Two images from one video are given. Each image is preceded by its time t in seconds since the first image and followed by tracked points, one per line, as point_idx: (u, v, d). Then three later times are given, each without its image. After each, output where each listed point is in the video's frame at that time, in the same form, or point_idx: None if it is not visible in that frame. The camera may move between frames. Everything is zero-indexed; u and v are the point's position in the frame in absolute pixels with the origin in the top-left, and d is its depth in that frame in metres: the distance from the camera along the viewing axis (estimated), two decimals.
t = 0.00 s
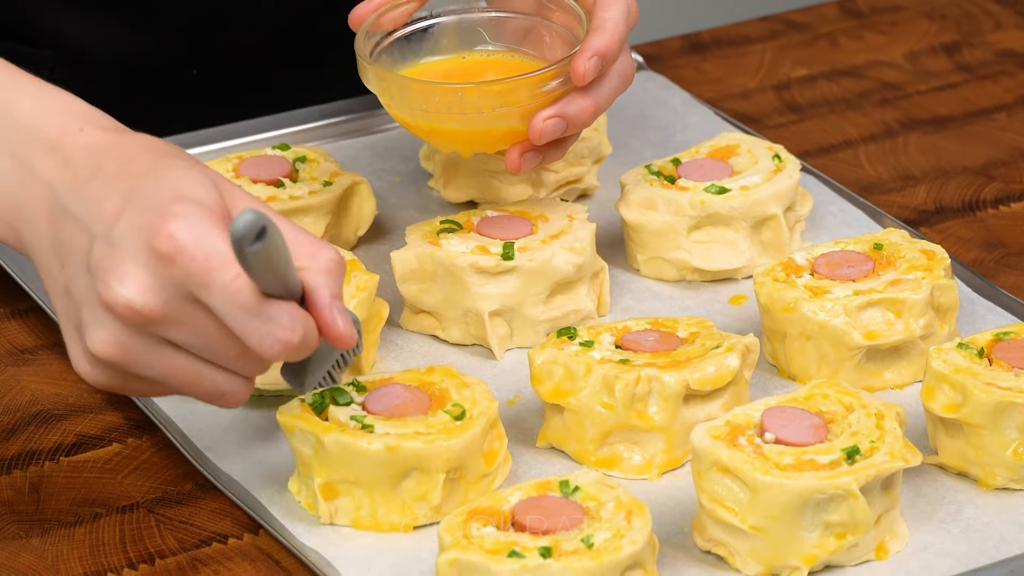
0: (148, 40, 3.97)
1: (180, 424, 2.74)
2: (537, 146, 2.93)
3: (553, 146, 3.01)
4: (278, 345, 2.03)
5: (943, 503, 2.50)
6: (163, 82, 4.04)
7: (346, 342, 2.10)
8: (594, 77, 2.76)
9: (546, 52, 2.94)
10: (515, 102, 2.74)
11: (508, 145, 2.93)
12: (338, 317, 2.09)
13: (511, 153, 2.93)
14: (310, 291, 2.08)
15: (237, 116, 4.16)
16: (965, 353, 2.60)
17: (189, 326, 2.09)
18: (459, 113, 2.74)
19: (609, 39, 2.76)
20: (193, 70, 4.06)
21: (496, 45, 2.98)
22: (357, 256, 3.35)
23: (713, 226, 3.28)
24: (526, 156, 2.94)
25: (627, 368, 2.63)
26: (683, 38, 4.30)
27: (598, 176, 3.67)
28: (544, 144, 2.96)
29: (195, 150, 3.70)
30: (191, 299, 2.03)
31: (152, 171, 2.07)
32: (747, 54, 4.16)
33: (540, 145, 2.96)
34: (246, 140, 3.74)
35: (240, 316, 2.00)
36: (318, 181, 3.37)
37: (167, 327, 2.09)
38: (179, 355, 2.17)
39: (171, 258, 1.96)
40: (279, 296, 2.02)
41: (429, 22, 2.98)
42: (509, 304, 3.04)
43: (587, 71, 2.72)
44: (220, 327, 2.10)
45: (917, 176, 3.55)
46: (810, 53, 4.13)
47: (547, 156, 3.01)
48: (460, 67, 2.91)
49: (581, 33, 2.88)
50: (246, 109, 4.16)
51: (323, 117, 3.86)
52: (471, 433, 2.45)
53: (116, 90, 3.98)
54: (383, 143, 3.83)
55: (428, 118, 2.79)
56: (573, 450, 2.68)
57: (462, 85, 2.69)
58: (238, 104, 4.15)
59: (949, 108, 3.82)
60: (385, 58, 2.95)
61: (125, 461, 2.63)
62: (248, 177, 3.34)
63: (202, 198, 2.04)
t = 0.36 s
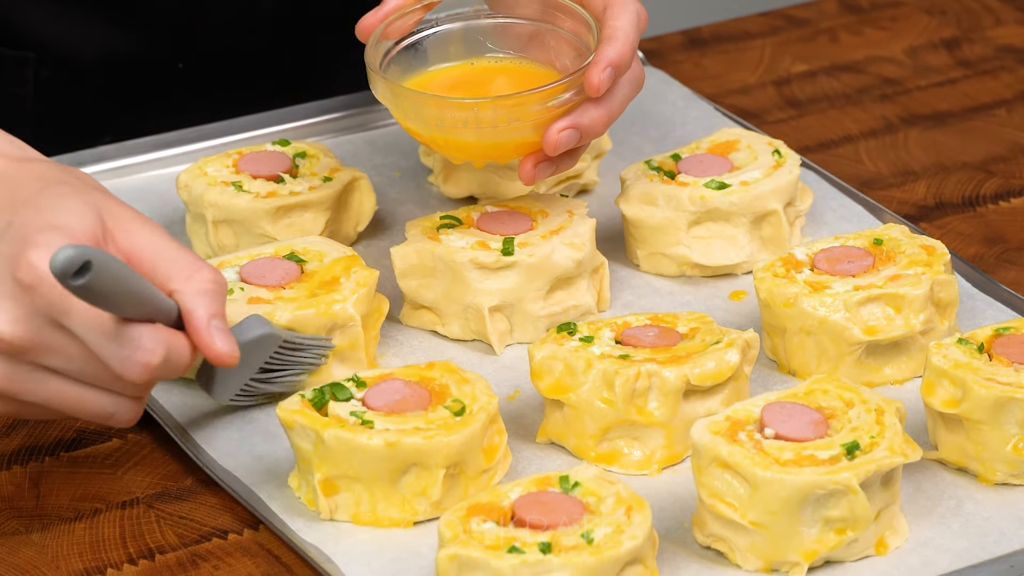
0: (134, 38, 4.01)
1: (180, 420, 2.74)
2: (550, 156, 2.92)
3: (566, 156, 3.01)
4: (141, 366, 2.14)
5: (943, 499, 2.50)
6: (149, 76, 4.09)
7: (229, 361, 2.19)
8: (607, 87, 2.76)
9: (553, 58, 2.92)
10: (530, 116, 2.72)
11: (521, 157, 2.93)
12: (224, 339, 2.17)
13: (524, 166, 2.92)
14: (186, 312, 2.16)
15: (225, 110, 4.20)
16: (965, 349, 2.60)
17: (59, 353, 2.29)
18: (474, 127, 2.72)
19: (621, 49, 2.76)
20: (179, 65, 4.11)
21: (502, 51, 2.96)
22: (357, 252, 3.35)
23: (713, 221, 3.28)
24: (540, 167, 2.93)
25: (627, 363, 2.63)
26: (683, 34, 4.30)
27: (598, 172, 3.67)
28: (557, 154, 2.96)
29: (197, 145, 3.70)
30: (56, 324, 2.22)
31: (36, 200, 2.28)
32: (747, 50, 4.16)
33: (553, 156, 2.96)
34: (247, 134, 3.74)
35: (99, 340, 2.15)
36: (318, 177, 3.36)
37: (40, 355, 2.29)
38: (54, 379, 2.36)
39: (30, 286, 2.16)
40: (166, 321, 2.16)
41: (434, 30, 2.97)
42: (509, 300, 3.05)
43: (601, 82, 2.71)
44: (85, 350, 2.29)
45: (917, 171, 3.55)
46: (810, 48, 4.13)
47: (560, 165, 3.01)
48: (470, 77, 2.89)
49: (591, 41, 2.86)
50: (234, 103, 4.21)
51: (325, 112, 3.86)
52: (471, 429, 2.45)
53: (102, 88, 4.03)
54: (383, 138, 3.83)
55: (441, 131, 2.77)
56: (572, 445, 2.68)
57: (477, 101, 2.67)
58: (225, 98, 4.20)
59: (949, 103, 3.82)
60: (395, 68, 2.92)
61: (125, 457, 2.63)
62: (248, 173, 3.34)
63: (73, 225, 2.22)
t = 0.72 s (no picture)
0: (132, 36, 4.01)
1: (180, 415, 2.74)
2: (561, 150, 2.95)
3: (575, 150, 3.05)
4: (46, 331, 2.28)
5: (943, 494, 2.50)
6: (147, 74, 4.09)
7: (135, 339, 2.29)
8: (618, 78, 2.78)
9: (560, 48, 2.91)
10: (542, 110, 2.72)
11: (533, 151, 2.95)
12: (136, 318, 2.30)
13: (536, 159, 2.95)
14: (105, 289, 2.31)
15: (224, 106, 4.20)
16: (965, 344, 2.59)
17: None
18: (486, 123, 2.71)
19: (631, 40, 2.78)
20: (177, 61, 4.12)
21: (509, 45, 2.95)
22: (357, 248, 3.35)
23: (713, 217, 3.28)
24: (552, 161, 2.96)
25: (627, 359, 2.63)
26: (683, 29, 4.29)
27: (598, 168, 3.67)
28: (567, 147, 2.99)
29: (197, 141, 3.70)
30: None
31: None
32: (747, 46, 4.15)
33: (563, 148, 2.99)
34: (247, 130, 3.73)
35: (8, 304, 2.31)
36: (318, 173, 3.36)
37: None
38: None
39: None
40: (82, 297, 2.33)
41: (439, 23, 2.96)
42: (508, 296, 3.04)
43: (614, 74, 2.73)
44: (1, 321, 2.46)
45: (917, 167, 3.55)
46: (810, 44, 4.12)
47: (570, 158, 3.04)
48: (477, 70, 2.88)
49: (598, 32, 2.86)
50: (233, 98, 4.20)
51: (324, 108, 3.86)
52: (471, 424, 2.45)
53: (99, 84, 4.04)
54: (383, 134, 3.83)
55: (453, 127, 2.75)
56: (573, 441, 2.68)
57: (489, 95, 2.65)
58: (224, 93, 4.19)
59: (949, 99, 3.82)
60: (402, 63, 2.91)
61: (125, 452, 2.63)
62: (248, 169, 3.34)
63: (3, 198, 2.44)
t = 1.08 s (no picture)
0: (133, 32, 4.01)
1: (180, 411, 2.74)
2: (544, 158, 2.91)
3: (558, 157, 3.00)
4: None
5: (943, 490, 2.50)
6: (147, 71, 4.07)
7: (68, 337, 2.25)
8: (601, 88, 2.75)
9: (546, 55, 2.89)
10: (524, 118, 2.69)
11: (515, 158, 2.91)
12: (71, 316, 2.27)
13: (518, 167, 2.91)
14: None
15: (225, 99, 4.20)
16: (965, 340, 2.59)
17: None
18: (467, 130, 2.68)
19: (615, 49, 2.76)
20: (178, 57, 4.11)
21: (496, 51, 2.92)
22: (357, 243, 3.35)
23: (713, 213, 3.27)
24: (534, 169, 2.92)
25: (627, 354, 2.63)
26: (683, 25, 4.29)
27: (598, 163, 3.67)
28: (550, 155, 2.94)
29: (197, 137, 3.70)
30: None
31: None
32: (747, 41, 4.15)
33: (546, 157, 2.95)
34: (247, 125, 3.73)
35: None
36: (318, 168, 3.36)
37: None
38: None
39: None
40: (22, 300, 2.36)
41: (426, 29, 2.93)
42: (508, 291, 3.04)
43: (596, 83, 2.70)
44: None
45: (917, 162, 3.55)
46: (810, 40, 4.12)
47: (553, 166, 3.00)
48: (461, 76, 2.85)
49: (585, 40, 2.83)
50: (234, 90, 4.20)
51: (324, 103, 3.85)
52: (470, 420, 2.45)
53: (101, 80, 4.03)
54: (382, 130, 3.82)
55: (435, 134, 2.72)
56: (573, 436, 2.68)
57: (470, 104, 2.62)
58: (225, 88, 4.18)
59: (949, 94, 3.81)
60: (386, 69, 2.89)
61: (125, 447, 2.63)
62: (248, 165, 3.33)
63: None
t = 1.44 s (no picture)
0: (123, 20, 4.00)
1: (180, 406, 2.74)
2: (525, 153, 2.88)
3: (541, 151, 2.97)
4: None
5: (943, 485, 2.50)
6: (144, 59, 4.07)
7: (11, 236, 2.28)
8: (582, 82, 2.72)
9: (531, 51, 2.85)
10: (504, 113, 2.67)
11: (496, 152, 2.88)
12: (8, 216, 2.29)
13: (499, 161, 2.88)
14: None
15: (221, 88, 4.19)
16: (965, 335, 2.59)
17: None
18: (446, 124, 2.66)
19: (596, 43, 2.72)
20: (173, 43, 4.08)
21: (481, 46, 2.88)
22: (357, 238, 3.35)
23: (713, 208, 3.27)
24: (515, 163, 2.89)
25: (627, 350, 2.63)
26: (683, 20, 4.28)
27: (598, 158, 3.67)
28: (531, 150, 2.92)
29: (196, 132, 3.70)
30: None
31: None
32: (747, 36, 4.15)
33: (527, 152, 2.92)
34: (247, 121, 3.73)
35: None
36: (318, 163, 3.35)
37: None
38: None
39: None
40: None
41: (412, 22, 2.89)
42: (508, 287, 3.04)
43: (575, 78, 2.67)
44: None
45: (917, 157, 3.55)
46: (810, 35, 4.12)
47: (536, 160, 2.98)
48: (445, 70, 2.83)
49: (569, 34, 2.79)
50: (231, 80, 4.19)
51: (322, 99, 3.85)
52: (471, 415, 2.45)
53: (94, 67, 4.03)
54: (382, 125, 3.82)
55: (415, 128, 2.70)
56: (572, 432, 2.68)
57: (449, 98, 2.60)
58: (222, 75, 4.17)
59: (949, 90, 3.81)
60: (369, 63, 2.85)
61: (125, 443, 2.63)
62: (248, 160, 3.33)
63: None
